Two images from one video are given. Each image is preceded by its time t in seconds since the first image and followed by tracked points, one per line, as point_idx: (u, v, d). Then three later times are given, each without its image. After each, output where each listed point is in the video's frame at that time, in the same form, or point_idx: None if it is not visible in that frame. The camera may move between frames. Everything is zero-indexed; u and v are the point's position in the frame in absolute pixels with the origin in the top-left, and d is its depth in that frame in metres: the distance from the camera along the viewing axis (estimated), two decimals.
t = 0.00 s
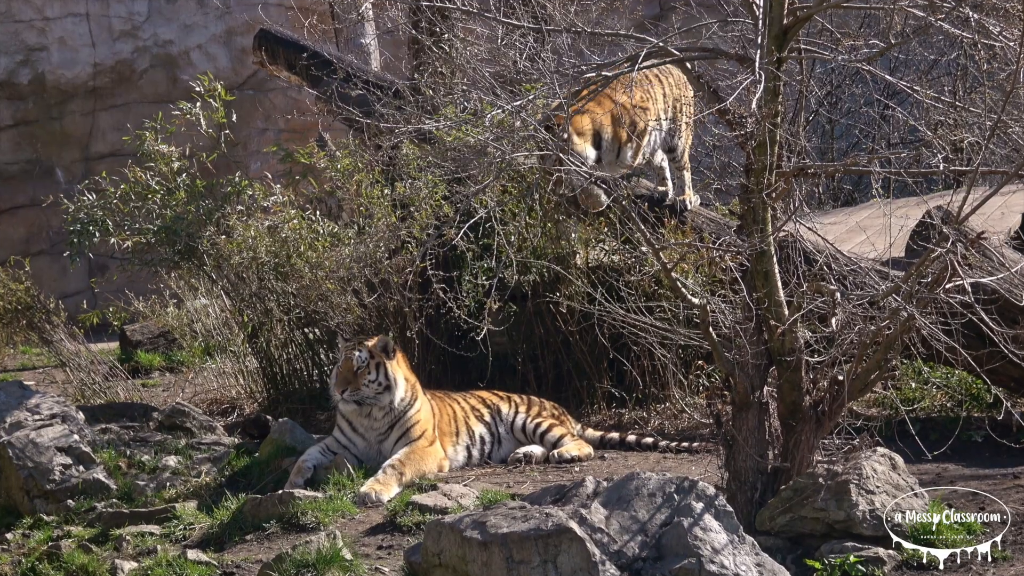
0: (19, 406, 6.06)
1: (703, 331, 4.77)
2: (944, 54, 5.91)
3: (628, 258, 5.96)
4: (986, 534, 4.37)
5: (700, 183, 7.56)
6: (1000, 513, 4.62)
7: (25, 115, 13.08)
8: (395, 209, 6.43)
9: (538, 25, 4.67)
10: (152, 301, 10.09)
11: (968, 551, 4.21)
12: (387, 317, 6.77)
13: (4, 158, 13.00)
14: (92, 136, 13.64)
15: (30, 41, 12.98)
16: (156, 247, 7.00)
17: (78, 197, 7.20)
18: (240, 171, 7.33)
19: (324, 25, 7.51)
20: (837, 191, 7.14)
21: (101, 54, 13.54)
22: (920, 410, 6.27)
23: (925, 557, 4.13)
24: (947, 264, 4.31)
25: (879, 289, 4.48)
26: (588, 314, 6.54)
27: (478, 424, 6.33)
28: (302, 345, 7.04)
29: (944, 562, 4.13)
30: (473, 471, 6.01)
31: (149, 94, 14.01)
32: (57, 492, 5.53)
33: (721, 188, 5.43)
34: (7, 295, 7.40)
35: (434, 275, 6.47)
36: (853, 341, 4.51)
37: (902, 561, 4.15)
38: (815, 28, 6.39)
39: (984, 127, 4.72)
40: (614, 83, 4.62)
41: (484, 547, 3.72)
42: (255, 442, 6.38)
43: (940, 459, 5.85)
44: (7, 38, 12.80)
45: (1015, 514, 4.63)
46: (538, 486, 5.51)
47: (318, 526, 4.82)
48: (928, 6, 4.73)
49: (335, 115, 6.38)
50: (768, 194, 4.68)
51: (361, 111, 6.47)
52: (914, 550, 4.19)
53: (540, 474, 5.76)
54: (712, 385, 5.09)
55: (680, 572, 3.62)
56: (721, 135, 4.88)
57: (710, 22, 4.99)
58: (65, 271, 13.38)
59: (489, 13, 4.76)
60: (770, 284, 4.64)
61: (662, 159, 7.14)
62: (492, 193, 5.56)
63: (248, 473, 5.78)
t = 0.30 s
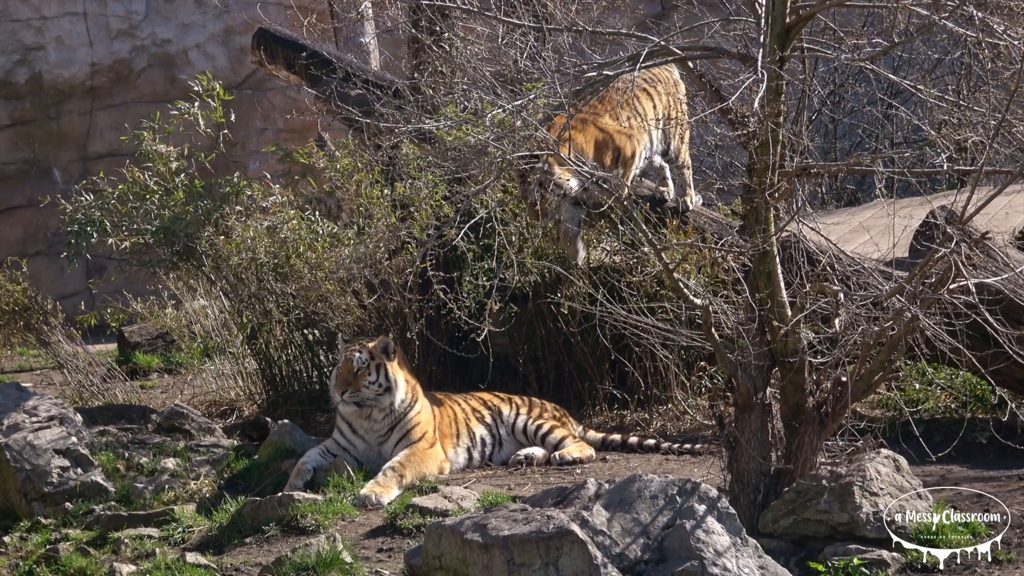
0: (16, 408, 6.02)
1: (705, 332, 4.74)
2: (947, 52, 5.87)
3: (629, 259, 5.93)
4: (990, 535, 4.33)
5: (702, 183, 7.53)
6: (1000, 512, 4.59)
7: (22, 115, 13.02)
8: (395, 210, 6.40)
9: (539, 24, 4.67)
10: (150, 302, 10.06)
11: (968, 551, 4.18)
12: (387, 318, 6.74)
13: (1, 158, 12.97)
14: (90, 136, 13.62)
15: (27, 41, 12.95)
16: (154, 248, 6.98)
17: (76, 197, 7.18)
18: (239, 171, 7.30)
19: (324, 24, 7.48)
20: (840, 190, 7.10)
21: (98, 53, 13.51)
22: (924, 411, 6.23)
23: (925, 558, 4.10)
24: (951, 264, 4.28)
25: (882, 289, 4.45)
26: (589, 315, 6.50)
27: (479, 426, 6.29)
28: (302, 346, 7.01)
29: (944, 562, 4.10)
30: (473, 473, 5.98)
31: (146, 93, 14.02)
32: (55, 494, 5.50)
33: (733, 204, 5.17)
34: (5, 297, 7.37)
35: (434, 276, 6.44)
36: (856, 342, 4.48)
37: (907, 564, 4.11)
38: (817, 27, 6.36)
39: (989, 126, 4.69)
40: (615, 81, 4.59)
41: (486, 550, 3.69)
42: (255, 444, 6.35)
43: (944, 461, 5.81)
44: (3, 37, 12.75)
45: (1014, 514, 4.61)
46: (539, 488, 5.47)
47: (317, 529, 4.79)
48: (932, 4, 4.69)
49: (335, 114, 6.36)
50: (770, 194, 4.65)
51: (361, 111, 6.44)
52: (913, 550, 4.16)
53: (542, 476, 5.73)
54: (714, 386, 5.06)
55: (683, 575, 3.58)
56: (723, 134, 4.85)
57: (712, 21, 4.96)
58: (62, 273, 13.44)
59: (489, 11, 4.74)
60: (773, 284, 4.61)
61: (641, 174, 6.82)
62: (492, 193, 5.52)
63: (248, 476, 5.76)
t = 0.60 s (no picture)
0: (14, 410, 6.01)
1: (708, 333, 4.70)
2: (952, 51, 5.84)
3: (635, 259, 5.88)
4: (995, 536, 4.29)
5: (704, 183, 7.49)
6: (998, 512, 4.57)
7: (19, 114, 13.01)
8: (395, 210, 6.37)
9: (541, 23, 4.63)
10: (149, 304, 10.02)
11: (969, 552, 4.14)
12: (387, 319, 6.70)
13: None
14: (87, 136, 13.62)
15: (24, 39, 12.94)
16: (152, 249, 6.95)
17: (74, 197, 7.16)
18: (238, 172, 7.26)
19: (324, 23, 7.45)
20: (844, 191, 7.06)
21: (96, 52, 13.49)
22: (929, 413, 6.19)
23: (925, 560, 4.06)
24: (956, 265, 4.24)
25: (887, 290, 4.41)
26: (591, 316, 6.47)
27: (480, 428, 6.25)
28: (301, 348, 6.98)
29: (944, 563, 4.05)
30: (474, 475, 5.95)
31: (144, 92, 14.00)
32: (52, 497, 5.47)
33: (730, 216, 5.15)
34: (2, 298, 7.35)
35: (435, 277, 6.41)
36: (860, 343, 4.44)
37: (912, 568, 4.06)
38: (820, 27, 6.32)
39: (994, 126, 4.65)
40: (616, 81, 4.56)
41: (487, 553, 3.65)
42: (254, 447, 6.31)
43: (949, 463, 5.77)
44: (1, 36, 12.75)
45: (1016, 516, 4.57)
46: (540, 491, 5.43)
47: (317, 532, 4.76)
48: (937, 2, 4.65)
49: (335, 114, 6.33)
50: (774, 194, 4.62)
51: (361, 111, 6.41)
52: (913, 551, 4.13)
53: (543, 479, 5.69)
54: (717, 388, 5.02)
55: None
56: (726, 134, 4.81)
57: (715, 20, 4.93)
58: (60, 274, 13.41)
59: (490, 10, 4.71)
60: (776, 286, 4.55)
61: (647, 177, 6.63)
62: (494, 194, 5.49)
63: (247, 478, 5.75)
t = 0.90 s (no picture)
0: (12, 412, 5.99)
1: (711, 334, 4.66)
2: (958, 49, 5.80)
3: (640, 259, 5.86)
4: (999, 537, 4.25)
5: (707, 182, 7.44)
6: (1000, 513, 4.54)
7: (16, 113, 13.04)
8: (396, 210, 6.34)
9: (543, 21, 4.59)
10: (148, 304, 9.99)
11: (974, 555, 4.09)
12: (388, 320, 6.67)
13: None
14: (85, 135, 13.62)
15: (22, 38, 12.93)
16: (152, 249, 6.91)
17: (72, 197, 7.12)
18: (238, 171, 7.23)
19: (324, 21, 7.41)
20: (848, 191, 7.01)
21: (94, 51, 13.45)
22: (934, 415, 6.15)
23: (930, 561, 4.02)
24: (962, 266, 4.20)
25: (892, 290, 4.37)
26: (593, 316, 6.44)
27: (483, 430, 6.21)
28: (301, 349, 6.94)
29: (944, 563, 4.03)
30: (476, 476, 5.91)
31: (143, 91, 13.94)
32: (50, 500, 5.44)
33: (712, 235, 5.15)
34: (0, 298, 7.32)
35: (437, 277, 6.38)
36: (865, 344, 4.40)
37: (917, 570, 4.01)
38: (825, 24, 6.28)
39: (1000, 124, 4.60)
40: (619, 79, 4.52)
41: (488, 556, 3.61)
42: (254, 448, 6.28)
43: (955, 465, 5.72)
44: None
45: (1019, 517, 4.54)
46: (542, 493, 5.40)
47: (317, 535, 4.72)
48: None
49: (335, 113, 6.29)
50: (778, 194, 4.58)
51: (362, 110, 6.37)
52: (916, 552, 4.09)
53: (545, 480, 5.65)
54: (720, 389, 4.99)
55: None
56: (730, 133, 4.78)
57: (718, 18, 4.89)
58: (58, 274, 13.38)
59: (491, 9, 4.67)
60: (780, 286, 4.53)
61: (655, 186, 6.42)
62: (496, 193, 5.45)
63: (247, 480, 5.71)
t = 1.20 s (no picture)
0: (10, 413, 5.96)
1: (715, 335, 4.62)
2: (964, 48, 5.75)
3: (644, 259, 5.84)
4: (1004, 538, 4.21)
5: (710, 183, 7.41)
6: (1003, 514, 4.51)
7: (14, 112, 13.01)
8: (398, 210, 6.32)
9: (545, 19, 4.56)
10: (147, 305, 9.95)
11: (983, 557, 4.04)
12: (389, 321, 6.63)
13: None
14: (84, 134, 13.60)
15: (21, 36, 12.87)
16: (151, 249, 6.88)
17: (70, 197, 7.09)
18: (238, 171, 7.20)
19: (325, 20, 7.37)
20: (853, 190, 6.97)
21: (93, 49, 13.42)
22: (940, 416, 6.11)
23: (938, 564, 3.98)
24: (968, 265, 4.17)
25: (898, 291, 4.34)
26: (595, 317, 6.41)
27: (484, 430, 6.20)
28: (302, 350, 6.91)
29: (952, 565, 3.99)
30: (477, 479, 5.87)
31: (142, 90, 13.97)
32: (49, 501, 5.42)
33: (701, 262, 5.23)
34: None
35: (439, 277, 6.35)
36: (871, 344, 4.36)
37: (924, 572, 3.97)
38: (830, 22, 6.24)
39: (1007, 123, 4.56)
40: (623, 77, 4.48)
41: (490, 559, 3.57)
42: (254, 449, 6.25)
43: (961, 466, 5.68)
44: None
45: None
46: (545, 495, 5.36)
47: (318, 537, 4.69)
48: None
49: (336, 111, 6.25)
50: (782, 193, 4.54)
51: (364, 109, 6.35)
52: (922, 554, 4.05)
53: (549, 482, 5.62)
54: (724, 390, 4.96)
55: None
56: (734, 132, 4.74)
57: (721, 15, 4.85)
58: (57, 274, 13.35)
59: (493, 7, 4.64)
60: (785, 286, 4.49)
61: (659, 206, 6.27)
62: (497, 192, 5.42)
63: (247, 482, 5.65)
